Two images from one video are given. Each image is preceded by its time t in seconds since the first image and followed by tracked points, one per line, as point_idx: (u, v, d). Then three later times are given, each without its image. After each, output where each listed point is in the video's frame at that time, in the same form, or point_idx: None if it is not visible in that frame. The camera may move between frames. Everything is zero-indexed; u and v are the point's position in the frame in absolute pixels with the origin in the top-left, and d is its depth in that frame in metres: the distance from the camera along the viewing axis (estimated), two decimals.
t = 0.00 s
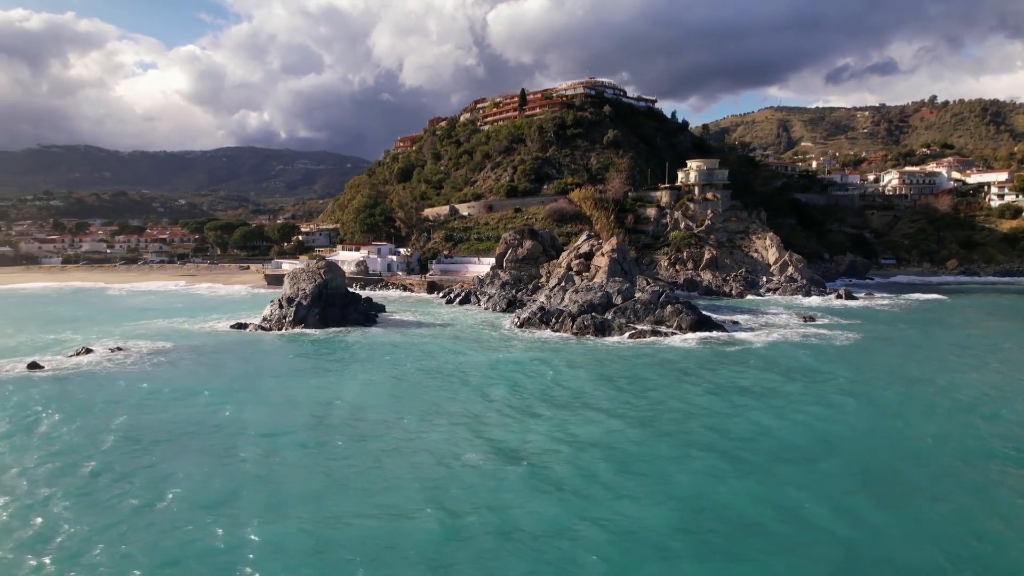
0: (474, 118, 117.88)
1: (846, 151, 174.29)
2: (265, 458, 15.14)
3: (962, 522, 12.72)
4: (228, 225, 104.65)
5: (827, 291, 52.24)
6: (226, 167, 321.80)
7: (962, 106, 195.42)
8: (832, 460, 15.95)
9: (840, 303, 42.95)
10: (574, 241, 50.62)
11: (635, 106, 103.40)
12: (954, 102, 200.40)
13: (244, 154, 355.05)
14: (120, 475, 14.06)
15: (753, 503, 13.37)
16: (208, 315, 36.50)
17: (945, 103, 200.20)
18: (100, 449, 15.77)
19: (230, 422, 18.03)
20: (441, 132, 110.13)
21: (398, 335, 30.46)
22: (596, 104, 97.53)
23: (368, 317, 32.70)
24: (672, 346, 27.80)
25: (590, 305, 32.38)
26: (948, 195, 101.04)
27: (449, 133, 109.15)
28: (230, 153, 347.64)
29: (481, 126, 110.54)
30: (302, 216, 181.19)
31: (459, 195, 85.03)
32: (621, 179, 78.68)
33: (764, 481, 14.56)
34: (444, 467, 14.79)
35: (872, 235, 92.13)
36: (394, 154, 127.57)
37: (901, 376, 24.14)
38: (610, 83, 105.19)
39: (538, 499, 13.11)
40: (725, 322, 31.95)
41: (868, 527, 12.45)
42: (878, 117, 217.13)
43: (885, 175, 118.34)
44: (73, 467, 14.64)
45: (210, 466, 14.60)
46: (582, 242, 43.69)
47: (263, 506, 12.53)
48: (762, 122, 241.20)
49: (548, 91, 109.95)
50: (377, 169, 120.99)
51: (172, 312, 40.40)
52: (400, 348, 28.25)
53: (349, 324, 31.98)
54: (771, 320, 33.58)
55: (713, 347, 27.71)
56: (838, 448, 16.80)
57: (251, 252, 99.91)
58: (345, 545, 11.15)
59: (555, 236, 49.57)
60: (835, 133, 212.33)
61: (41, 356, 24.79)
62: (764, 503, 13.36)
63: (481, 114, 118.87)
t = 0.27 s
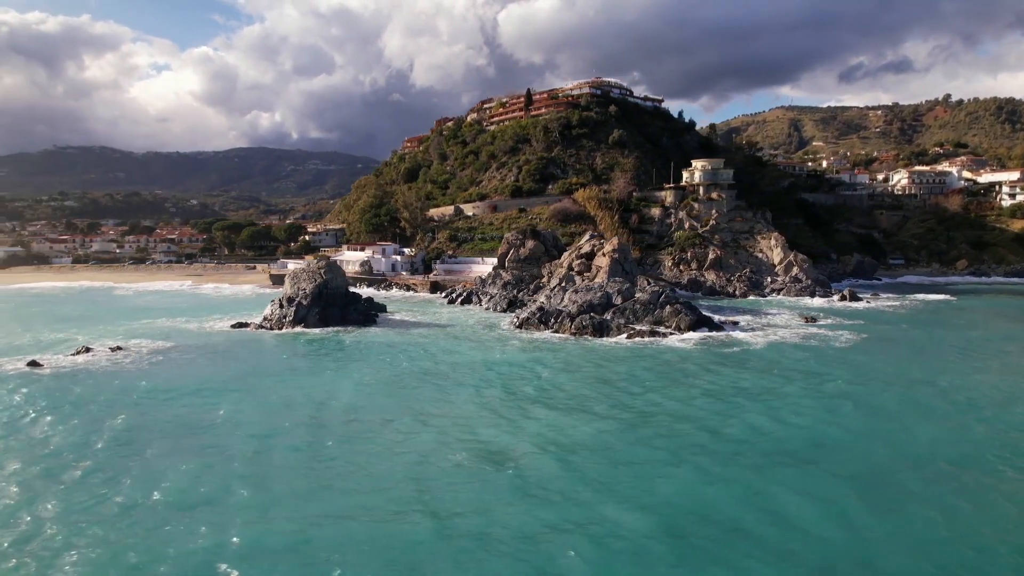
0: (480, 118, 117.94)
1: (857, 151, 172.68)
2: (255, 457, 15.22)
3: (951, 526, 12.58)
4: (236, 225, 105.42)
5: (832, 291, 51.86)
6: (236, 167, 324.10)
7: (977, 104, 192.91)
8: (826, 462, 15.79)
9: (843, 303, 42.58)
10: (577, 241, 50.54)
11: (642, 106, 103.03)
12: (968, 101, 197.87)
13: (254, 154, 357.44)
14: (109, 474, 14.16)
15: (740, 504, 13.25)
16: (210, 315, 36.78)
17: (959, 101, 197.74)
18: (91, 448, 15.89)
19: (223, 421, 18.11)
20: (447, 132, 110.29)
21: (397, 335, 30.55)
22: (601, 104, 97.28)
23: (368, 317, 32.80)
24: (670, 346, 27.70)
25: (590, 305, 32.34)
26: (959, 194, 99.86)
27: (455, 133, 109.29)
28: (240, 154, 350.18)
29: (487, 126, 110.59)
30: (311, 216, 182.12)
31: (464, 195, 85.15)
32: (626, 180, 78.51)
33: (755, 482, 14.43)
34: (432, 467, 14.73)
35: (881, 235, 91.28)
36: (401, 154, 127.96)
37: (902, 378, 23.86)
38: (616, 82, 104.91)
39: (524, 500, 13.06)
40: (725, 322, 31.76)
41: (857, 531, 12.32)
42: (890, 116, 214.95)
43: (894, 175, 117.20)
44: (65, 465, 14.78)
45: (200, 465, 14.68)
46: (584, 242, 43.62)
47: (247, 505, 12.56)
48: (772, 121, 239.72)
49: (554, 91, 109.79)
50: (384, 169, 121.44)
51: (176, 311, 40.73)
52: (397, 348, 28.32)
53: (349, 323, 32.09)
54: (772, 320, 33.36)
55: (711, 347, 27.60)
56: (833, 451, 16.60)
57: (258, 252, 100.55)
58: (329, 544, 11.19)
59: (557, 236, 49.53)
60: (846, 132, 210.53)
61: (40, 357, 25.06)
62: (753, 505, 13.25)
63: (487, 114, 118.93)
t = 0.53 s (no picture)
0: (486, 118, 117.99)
1: (868, 150, 171.10)
2: (244, 457, 15.25)
3: (941, 533, 12.37)
4: (243, 225, 106.03)
5: (836, 292, 51.45)
6: (246, 167, 326.03)
7: (991, 103, 190.51)
8: (818, 465, 15.61)
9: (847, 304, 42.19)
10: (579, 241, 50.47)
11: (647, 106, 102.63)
12: (982, 99, 195.48)
13: (264, 155, 359.49)
14: (96, 472, 14.24)
15: (727, 508, 13.10)
16: (212, 314, 37.02)
17: (973, 100, 195.38)
18: (82, 446, 16.01)
19: (216, 421, 18.18)
20: (453, 132, 110.42)
21: (395, 335, 30.60)
22: (607, 103, 97.03)
23: (367, 317, 32.88)
24: (667, 347, 27.59)
25: (588, 305, 32.31)
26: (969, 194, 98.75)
27: (460, 133, 109.38)
28: (251, 154, 352.44)
29: (492, 126, 110.59)
30: (319, 216, 182.89)
31: (468, 195, 85.22)
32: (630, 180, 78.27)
33: (744, 485, 14.29)
34: (418, 468, 14.68)
35: (889, 235, 90.39)
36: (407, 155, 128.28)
37: (902, 381, 23.55)
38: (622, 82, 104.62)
39: (507, 502, 13.00)
40: (724, 323, 31.60)
41: (844, 536, 12.14)
42: (903, 115, 212.83)
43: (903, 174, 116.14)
44: (55, 463, 14.89)
45: (189, 465, 14.73)
46: (585, 242, 43.54)
47: (230, 506, 12.57)
48: (783, 121, 238.20)
49: (559, 91, 109.61)
50: (391, 169, 121.77)
51: (178, 311, 40.99)
52: (395, 348, 28.38)
53: (348, 323, 32.18)
54: (772, 321, 33.14)
55: (708, 348, 27.47)
56: (826, 454, 16.38)
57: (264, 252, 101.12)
58: (308, 546, 11.17)
59: (559, 236, 49.47)
60: (858, 132, 208.67)
61: (40, 356, 25.32)
62: (740, 509, 13.09)
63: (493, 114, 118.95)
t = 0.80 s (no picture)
0: (493, 118, 117.99)
1: (879, 149, 169.47)
2: (233, 458, 15.30)
3: (928, 536, 12.27)
4: (250, 225, 106.78)
5: (841, 293, 51.02)
6: (256, 168, 328.22)
7: (1006, 101, 188.02)
8: (810, 469, 15.42)
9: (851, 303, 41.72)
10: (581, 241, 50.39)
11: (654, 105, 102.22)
12: (997, 98, 192.95)
13: (274, 155, 361.73)
14: (85, 471, 14.33)
15: (714, 512, 12.96)
16: (214, 314, 37.29)
17: (987, 98, 192.99)
18: (74, 445, 16.15)
19: (209, 420, 18.27)
20: (459, 132, 110.52)
21: (394, 335, 30.66)
22: (613, 103, 96.70)
23: (367, 317, 33.02)
24: (665, 347, 27.54)
25: (588, 306, 32.31)
26: (979, 193, 97.57)
27: (467, 133, 109.48)
28: (261, 154, 354.82)
29: (498, 126, 110.64)
30: (329, 215, 183.77)
31: (474, 195, 85.30)
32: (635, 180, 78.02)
33: (733, 488, 14.15)
34: (405, 469, 14.65)
35: (897, 235, 89.47)
36: (414, 155, 128.64)
37: (903, 384, 23.24)
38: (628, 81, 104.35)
39: (492, 504, 12.94)
40: (723, 323, 31.45)
41: (829, 540, 12.04)
42: (916, 114, 210.65)
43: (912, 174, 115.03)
44: (46, 462, 15.03)
45: (178, 465, 14.82)
46: (586, 242, 43.49)
47: (216, 505, 12.66)
48: (794, 121, 236.46)
49: (565, 91, 109.43)
50: (398, 169, 122.18)
51: (183, 310, 41.34)
52: (392, 347, 28.49)
53: (349, 323, 32.32)
54: (772, 321, 32.93)
55: (706, 348, 27.33)
56: (819, 458, 16.19)
57: (271, 252, 101.81)
58: (288, 547, 11.17)
59: (562, 236, 49.44)
60: (870, 131, 206.90)
61: (42, 355, 25.65)
62: (727, 513, 12.94)
63: (499, 114, 118.93)
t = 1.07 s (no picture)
0: (498, 118, 118.02)
1: (891, 149, 167.83)
2: (220, 458, 15.28)
3: (914, 541, 12.16)
4: (257, 226, 107.45)
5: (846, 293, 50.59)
6: (266, 168, 330.24)
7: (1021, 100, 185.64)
8: (802, 474, 15.17)
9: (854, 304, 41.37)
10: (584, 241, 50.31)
11: (660, 105, 101.83)
12: (1012, 96, 190.54)
13: (284, 155, 363.90)
14: (74, 469, 14.43)
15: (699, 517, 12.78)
16: (216, 313, 37.58)
17: (1002, 97, 190.59)
18: (65, 443, 16.22)
19: (200, 420, 18.30)
20: (465, 132, 110.61)
21: (392, 335, 30.75)
22: (618, 103, 96.38)
23: (367, 317, 33.15)
24: (662, 347, 27.46)
25: (587, 306, 32.32)
26: (990, 193, 96.41)
27: (472, 134, 109.59)
28: (270, 155, 357.05)
29: (504, 126, 110.65)
30: (337, 216, 184.66)
31: (479, 195, 85.38)
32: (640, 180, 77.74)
33: (721, 492, 13.94)
34: (391, 470, 14.57)
35: (906, 235, 88.51)
36: (421, 155, 129.02)
37: (902, 387, 22.89)
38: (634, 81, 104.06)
39: (475, 508, 12.82)
40: (722, 324, 31.32)
41: (813, 544, 11.96)
42: (928, 113, 208.44)
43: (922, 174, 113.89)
44: (34, 459, 15.10)
45: (165, 464, 14.82)
46: (588, 242, 43.44)
47: (201, 503, 12.75)
48: (805, 121, 234.76)
49: (571, 91, 109.27)
50: (404, 169, 122.57)
51: (186, 310, 41.68)
52: (390, 347, 28.58)
53: (348, 322, 32.46)
54: (772, 321, 32.74)
55: (701, 348, 27.36)
56: (812, 462, 15.93)
57: (278, 252, 102.45)
58: (266, 549, 11.11)
59: (564, 236, 49.42)
60: (882, 130, 205.07)
61: (44, 354, 25.94)
62: (713, 518, 12.75)
63: (505, 114, 118.93)
